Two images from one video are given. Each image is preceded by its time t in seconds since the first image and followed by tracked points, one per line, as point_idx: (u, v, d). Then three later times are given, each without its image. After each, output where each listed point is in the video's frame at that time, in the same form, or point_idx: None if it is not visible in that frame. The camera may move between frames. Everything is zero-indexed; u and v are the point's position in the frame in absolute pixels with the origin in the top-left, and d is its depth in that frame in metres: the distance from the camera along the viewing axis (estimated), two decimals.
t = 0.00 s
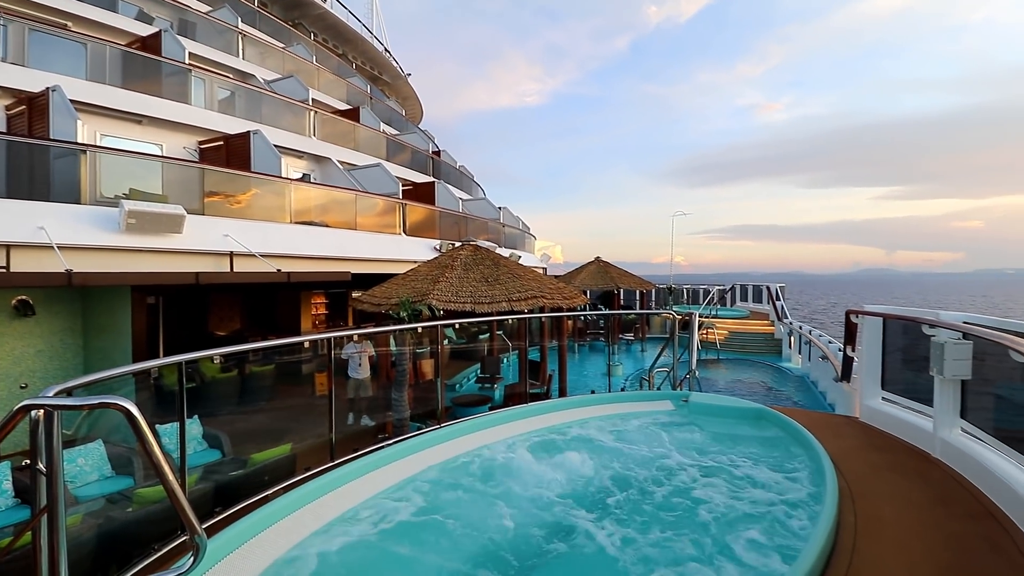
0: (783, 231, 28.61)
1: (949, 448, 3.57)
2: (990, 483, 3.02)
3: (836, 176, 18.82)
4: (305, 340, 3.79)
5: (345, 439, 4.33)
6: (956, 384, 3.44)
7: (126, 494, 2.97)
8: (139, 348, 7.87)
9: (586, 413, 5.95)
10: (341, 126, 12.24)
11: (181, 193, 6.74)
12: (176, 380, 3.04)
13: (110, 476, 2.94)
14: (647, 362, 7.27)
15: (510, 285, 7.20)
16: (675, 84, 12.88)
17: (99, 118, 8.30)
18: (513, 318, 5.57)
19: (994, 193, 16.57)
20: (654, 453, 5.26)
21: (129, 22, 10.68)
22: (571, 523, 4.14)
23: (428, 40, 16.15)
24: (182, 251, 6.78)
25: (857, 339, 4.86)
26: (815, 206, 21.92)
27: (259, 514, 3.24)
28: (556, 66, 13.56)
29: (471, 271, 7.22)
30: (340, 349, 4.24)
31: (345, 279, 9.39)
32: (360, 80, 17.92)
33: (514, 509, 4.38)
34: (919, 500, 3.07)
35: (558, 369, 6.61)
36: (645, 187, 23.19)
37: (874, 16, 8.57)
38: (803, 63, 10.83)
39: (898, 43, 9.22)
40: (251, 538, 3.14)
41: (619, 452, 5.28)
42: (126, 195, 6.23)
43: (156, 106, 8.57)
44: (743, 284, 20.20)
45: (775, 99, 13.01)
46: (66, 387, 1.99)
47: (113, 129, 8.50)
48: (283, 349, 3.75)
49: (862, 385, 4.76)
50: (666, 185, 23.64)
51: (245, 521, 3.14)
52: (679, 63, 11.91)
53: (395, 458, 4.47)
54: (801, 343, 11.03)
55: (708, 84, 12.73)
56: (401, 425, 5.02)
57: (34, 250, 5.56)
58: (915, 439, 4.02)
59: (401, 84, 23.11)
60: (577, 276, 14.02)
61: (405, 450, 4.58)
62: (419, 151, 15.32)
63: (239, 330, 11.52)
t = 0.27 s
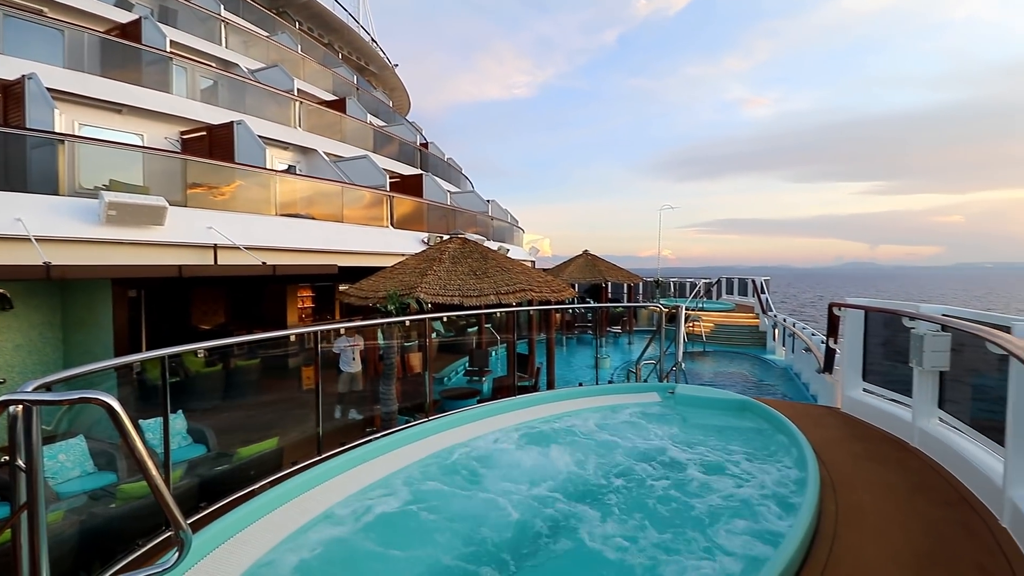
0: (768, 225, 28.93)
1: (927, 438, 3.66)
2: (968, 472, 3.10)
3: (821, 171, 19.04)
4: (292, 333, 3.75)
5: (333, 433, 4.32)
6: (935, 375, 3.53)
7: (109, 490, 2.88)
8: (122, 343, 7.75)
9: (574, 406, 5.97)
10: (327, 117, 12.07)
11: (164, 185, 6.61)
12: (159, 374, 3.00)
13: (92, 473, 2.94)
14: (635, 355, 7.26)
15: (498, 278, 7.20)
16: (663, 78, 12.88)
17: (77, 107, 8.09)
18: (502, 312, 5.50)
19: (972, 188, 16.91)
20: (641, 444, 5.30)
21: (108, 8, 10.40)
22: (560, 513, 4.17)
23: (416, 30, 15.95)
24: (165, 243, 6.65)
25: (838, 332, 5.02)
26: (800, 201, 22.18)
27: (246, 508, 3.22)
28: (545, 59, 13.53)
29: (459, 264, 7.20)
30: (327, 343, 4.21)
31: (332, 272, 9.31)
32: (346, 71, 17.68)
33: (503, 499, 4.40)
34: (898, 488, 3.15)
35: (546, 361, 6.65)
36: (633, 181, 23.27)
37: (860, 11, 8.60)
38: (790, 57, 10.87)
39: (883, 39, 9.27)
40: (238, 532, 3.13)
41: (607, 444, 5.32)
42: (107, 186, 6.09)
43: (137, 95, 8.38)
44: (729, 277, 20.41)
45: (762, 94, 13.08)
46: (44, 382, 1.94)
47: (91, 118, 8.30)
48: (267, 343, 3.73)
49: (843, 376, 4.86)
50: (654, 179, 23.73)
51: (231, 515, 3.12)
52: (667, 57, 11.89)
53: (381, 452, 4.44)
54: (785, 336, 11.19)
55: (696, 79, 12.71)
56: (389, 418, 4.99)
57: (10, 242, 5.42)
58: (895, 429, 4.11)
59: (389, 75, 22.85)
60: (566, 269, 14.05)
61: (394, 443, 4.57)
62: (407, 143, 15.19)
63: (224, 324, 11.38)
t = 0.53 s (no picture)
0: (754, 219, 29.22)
1: (906, 428, 3.74)
2: (947, 462, 3.16)
3: (805, 166, 19.25)
4: (277, 327, 3.72)
5: (320, 426, 4.31)
6: (914, 366, 3.60)
7: (90, 486, 2.82)
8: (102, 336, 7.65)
9: (561, 398, 5.99)
10: (312, 108, 11.89)
11: (144, 176, 6.47)
12: (141, 368, 2.95)
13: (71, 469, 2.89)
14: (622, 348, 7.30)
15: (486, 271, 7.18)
16: (651, 72, 12.88)
17: (52, 95, 7.86)
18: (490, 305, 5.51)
19: (951, 183, 17.26)
20: (628, 436, 5.33)
21: None
22: (548, 505, 4.20)
23: (403, 20, 15.74)
24: (145, 235, 6.52)
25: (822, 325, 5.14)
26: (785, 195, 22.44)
27: (230, 504, 3.18)
28: (533, 52, 13.46)
29: (447, 257, 7.16)
30: (313, 339, 4.16)
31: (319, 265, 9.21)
32: (332, 61, 17.42)
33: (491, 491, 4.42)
34: (876, 478, 3.22)
35: (534, 354, 6.67)
36: (620, 175, 23.33)
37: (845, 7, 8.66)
38: (776, 52, 10.94)
39: (868, 35, 9.35)
40: (223, 528, 3.10)
41: (594, 435, 5.36)
42: (85, 177, 5.95)
43: (116, 84, 8.18)
44: (715, 271, 20.61)
45: (748, 89, 13.16)
46: (21, 377, 1.89)
47: (68, 108, 8.07)
48: (252, 337, 3.70)
49: (825, 367, 4.94)
50: (642, 173, 23.82)
51: (214, 511, 3.08)
52: (654, 51, 11.87)
53: (362, 449, 4.37)
54: (769, 328, 11.36)
55: (683, 73, 12.73)
56: (377, 412, 5.02)
57: None
58: (875, 420, 4.19)
59: (376, 66, 22.58)
60: (554, 263, 14.08)
61: (382, 437, 4.56)
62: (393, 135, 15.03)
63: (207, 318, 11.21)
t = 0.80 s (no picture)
0: (742, 213, 29.43)
1: (890, 419, 3.80)
2: (928, 451, 3.23)
3: (793, 161, 19.40)
4: (265, 321, 3.69)
5: (311, 420, 4.29)
6: (898, 358, 3.67)
7: (76, 482, 2.79)
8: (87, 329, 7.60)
9: (551, 391, 6.01)
10: (300, 100, 11.74)
11: (129, 168, 6.34)
12: (127, 363, 2.90)
13: (57, 465, 2.87)
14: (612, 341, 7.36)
15: (476, 265, 7.16)
16: (641, 65, 12.85)
17: (32, 85, 7.67)
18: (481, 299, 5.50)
19: (936, 178, 17.50)
20: (617, 427, 5.38)
21: None
22: (540, 497, 4.22)
23: (392, 10, 15.54)
24: (130, 228, 6.42)
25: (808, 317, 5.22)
26: (773, 189, 22.61)
27: (220, 498, 3.17)
28: (523, 44, 13.36)
29: (438, 251, 7.14)
30: (302, 333, 4.12)
31: (308, 258, 9.14)
32: (320, 52, 17.20)
33: (483, 483, 4.43)
34: (862, 467, 3.28)
35: (525, 348, 6.67)
36: (611, 168, 23.34)
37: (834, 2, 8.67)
38: (765, 46, 10.93)
39: (857, 28, 9.36)
40: (212, 522, 3.09)
41: (585, 427, 5.41)
42: (67, 169, 5.83)
43: (99, 74, 8.00)
44: (704, 265, 20.76)
45: (737, 83, 13.18)
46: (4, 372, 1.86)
47: (48, 97, 7.87)
48: (241, 331, 3.67)
49: (812, 360, 4.99)
50: (632, 167, 23.86)
51: (203, 506, 3.06)
52: (644, 44, 11.82)
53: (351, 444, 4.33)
54: (757, 321, 11.47)
55: (674, 67, 12.70)
56: (366, 406, 5.03)
57: None
58: (861, 411, 4.25)
59: (365, 57, 22.33)
60: (545, 256, 14.07)
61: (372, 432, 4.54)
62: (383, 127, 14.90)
63: (194, 312, 11.09)
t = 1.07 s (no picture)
0: (732, 206, 29.60)
1: (875, 410, 3.86)
2: (911, 441, 3.29)
3: (782, 155, 19.51)
4: (253, 315, 3.66)
5: (300, 415, 4.26)
6: (884, 350, 3.72)
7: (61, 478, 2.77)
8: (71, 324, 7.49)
9: (542, 384, 6.03)
10: (288, 91, 11.57)
11: (113, 159, 6.24)
12: (113, 357, 2.86)
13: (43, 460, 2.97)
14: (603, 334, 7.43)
15: (467, 258, 7.14)
16: (632, 58, 12.77)
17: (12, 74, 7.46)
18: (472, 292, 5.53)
19: (922, 173, 17.72)
20: (608, 418, 5.42)
21: None
22: (532, 489, 4.23)
23: None
24: (115, 221, 6.31)
25: (795, 311, 5.30)
26: (762, 183, 22.74)
27: (209, 493, 3.15)
28: (515, 36, 13.21)
29: (428, 244, 7.11)
30: (291, 328, 4.12)
31: (297, 252, 9.06)
32: (308, 42, 16.95)
33: (474, 476, 4.44)
34: (846, 457, 3.34)
35: (517, 342, 6.69)
36: (602, 162, 23.34)
37: None
38: (756, 40, 10.92)
39: (846, 22, 9.38)
40: (202, 517, 3.08)
41: (576, 418, 5.44)
42: (50, 161, 5.68)
43: (81, 63, 7.81)
44: (694, 258, 20.87)
45: (729, 76, 13.17)
46: None
47: (29, 87, 7.64)
48: (230, 324, 3.65)
49: (799, 352, 5.05)
50: (623, 160, 23.86)
51: (192, 501, 3.04)
52: (636, 37, 11.73)
53: (341, 438, 4.32)
54: (746, 314, 11.58)
55: (666, 61, 12.66)
56: (358, 400, 4.91)
57: None
58: (846, 402, 4.31)
59: (354, 48, 22.05)
60: (536, 250, 14.05)
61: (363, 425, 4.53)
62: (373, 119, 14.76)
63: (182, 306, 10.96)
